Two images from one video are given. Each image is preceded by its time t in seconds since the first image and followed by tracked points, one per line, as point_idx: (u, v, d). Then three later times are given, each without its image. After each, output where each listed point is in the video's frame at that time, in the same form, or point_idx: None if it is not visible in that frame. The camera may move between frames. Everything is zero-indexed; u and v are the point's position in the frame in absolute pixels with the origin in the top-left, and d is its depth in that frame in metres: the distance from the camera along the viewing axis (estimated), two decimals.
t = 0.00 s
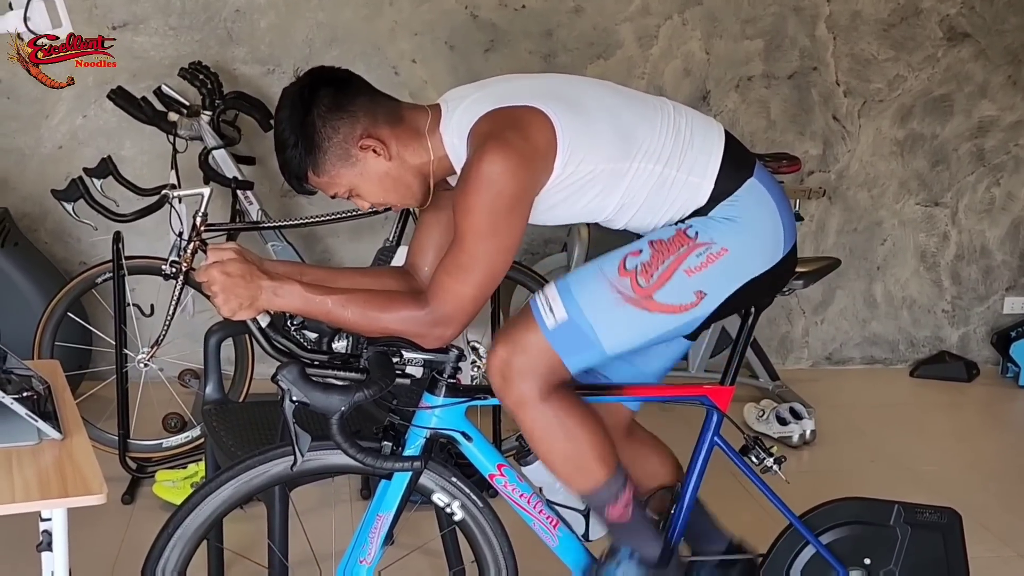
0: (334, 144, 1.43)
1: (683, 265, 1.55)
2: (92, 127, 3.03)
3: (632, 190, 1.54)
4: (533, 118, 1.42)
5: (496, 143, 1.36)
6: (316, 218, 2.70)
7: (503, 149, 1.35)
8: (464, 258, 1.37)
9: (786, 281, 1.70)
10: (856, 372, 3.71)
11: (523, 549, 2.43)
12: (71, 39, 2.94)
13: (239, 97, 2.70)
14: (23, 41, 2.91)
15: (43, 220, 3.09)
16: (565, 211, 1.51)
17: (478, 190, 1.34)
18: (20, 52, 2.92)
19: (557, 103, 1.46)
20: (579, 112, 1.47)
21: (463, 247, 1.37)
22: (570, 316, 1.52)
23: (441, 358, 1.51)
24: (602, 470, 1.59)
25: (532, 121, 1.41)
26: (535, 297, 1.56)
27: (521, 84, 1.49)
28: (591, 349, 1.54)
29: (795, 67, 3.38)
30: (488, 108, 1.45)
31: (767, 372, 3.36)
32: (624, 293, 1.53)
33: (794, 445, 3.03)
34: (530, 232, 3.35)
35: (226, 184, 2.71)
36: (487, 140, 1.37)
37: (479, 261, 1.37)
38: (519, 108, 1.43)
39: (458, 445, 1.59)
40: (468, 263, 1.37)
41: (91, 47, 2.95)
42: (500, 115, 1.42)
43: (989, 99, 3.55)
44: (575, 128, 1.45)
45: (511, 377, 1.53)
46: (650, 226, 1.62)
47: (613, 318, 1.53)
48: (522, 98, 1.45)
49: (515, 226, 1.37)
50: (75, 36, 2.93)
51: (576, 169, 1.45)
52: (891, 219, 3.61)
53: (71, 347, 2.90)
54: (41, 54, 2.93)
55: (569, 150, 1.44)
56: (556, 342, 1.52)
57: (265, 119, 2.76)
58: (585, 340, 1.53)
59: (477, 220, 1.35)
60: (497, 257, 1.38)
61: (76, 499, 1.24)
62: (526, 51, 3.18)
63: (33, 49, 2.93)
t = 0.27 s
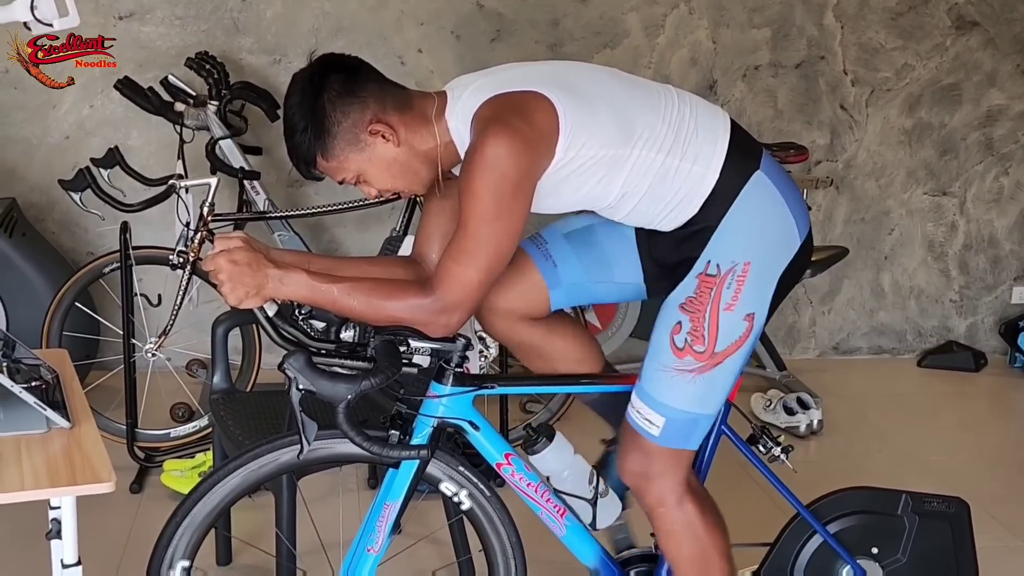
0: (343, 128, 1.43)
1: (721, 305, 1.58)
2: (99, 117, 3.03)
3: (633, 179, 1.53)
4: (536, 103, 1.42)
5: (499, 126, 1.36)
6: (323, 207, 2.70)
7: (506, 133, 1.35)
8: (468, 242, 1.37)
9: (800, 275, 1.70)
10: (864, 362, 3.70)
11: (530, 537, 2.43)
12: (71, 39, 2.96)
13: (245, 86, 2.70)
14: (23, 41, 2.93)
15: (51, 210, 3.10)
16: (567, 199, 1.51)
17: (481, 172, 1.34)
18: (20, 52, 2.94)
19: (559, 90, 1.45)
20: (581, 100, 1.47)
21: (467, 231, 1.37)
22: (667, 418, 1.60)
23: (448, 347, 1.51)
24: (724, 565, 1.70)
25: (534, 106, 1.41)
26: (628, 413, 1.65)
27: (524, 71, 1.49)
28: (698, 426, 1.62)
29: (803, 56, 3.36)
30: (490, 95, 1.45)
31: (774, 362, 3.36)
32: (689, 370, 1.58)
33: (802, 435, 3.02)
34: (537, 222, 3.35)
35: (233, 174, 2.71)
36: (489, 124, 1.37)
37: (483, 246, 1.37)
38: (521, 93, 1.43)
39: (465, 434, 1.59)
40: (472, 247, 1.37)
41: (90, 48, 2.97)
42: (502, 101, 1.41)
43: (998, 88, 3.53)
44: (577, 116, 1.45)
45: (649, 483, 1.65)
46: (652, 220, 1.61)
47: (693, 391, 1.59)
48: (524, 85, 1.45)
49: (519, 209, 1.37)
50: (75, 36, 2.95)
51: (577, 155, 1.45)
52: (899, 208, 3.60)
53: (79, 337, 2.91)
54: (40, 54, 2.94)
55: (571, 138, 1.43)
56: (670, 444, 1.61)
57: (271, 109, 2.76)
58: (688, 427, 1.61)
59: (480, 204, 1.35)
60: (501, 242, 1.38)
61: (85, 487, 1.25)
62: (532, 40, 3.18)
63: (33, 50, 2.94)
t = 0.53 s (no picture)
0: (348, 112, 1.42)
1: (704, 254, 1.55)
2: (105, 109, 3.04)
3: (637, 169, 1.53)
4: (535, 90, 1.41)
5: (495, 114, 1.35)
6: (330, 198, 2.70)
7: (501, 120, 1.34)
8: (468, 232, 1.37)
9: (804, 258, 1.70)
10: (871, 354, 3.69)
11: (538, 528, 2.43)
12: (71, 39, 2.96)
13: (251, 78, 2.69)
14: (23, 40, 2.93)
15: (58, 202, 3.10)
16: (569, 188, 1.50)
17: (477, 160, 1.34)
18: (20, 52, 2.94)
19: (561, 79, 1.45)
20: (584, 89, 1.46)
21: (467, 220, 1.37)
22: (594, 313, 1.52)
23: (455, 337, 1.50)
24: (656, 422, 1.63)
25: (534, 94, 1.41)
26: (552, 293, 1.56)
27: (528, 60, 1.49)
28: (614, 342, 1.55)
29: (810, 46, 3.35)
30: (492, 81, 1.44)
31: (780, 353, 3.35)
32: (644, 286, 1.53)
33: (809, 426, 3.02)
34: (543, 213, 3.34)
35: (240, 166, 2.71)
36: (486, 111, 1.37)
37: (483, 234, 1.37)
38: (522, 81, 1.42)
39: (473, 423, 1.59)
40: (472, 237, 1.37)
41: (90, 48, 2.97)
42: (501, 87, 1.41)
43: (1007, 78, 3.51)
44: (578, 104, 1.44)
45: (534, 372, 1.55)
46: (657, 210, 1.61)
47: (637, 313, 1.53)
48: (526, 72, 1.45)
49: (518, 197, 1.37)
50: (75, 36, 2.96)
51: (577, 144, 1.44)
52: (907, 199, 3.58)
53: (86, 328, 2.91)
54: (40, 54, 2.95)
55: (571, 126, 1.43)
56: (580, 340, 1.53)
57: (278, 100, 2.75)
58: (608, 333, 1.54)
59: (477, 191, 1.35)
60: (500, 230, 1.37)
61: (94, 476, 1.25)
62: (538, 31, 3.17)
63: (33, 49, 2.94)
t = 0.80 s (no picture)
0: (359, 104, 1.42)
1: (720, 271, 1.56)
2: (111, 104, 3.04)
3: (653, 160, 1.53)
4: (554, 85, 1.41)
5: (516, 111, 1.35)
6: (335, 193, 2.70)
7: (522, 117, 1.34)
8: (484, 228, 1.37)
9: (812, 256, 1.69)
10: (877, 348, 3.69)
11: (544, 522, 2.43)
12: (71, 39, 2.97)
13: (256, 73, 2.69)
14: (24, 40, 2.94)
15: (64, 197, 3.11)
16: (585, 182, 1.50)
17: (497, 157, 1.33)
18: (21, 52, 2.95)
19: (577, 72, 1.45)
20: (600, 81, 1.46)
21: (484, 217, 1.36)
22: (637, 367, 1.56)
23: (461, 329, 1.50)
24: (667, 533, 1.67)
25: (552, 88, 1.40)
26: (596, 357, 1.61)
27: (543, 52, 1.48)
28: (668, 386, 1.58)
29: (816, 39, 3.34)
30: (508, 75, 1.44)
31: (786, 347, 3.35)
32: (672, 326, 1.55)
33: (815, 421, 3.01)
34: (549, 207, 3.34)
35: (245, 160, 2.71)
36: (506, 107, 1.36)
37: (499, 231, 1.37)
38: (539, 74, 1.42)
39: (479, 416, 1.59)
40: (488, 233, 1.37)
41: (91, 47, 2.98)
42: (519, 82, 1.41)
43: (1013, 71, 3.50)
44: (596, 98, 1.44)
45: (609, 435, 1.61)
46: (669, 199, 1.61)
47: (676, 350, 1.56)
48: (543, 65, 1.44)
49: (536, 194, 1.37)
50: (75, 36, 2.96)
51: (596, 139, 1.44)
52: (913, 192, 3.57)
53: (92, 323, 2.92)
54: (41, 53, 2.96)
55: (590, 121, 1.43)
56: (636, 396, 1.58)
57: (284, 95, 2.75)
58: (658, 380, 1.57)
59: (496, 188, 1.34)
60: (517, 227, 1.37)
61: (100, 467, 1.25)
62: (543, 25, 3.16)
63: (34, 49, 2.95)
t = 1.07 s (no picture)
0: (355, 112, 1.42)
1: (725, 280, 1.56)
2: (114, 104, 3.04)
3: (650, 157, 1.52)
4: (549, 80, 1.41)
5: (511, 104, 1.35)
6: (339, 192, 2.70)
7: (517, 110, 1.34)
8: (481, 222, 1.37)
9: (817, 257, 1.68)
10: (881, 347, 3.68)
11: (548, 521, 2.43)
12: (71, 39, 2.97)
13: (259, 73, 2.69)
14: (24, 40, 2.94)
15: (67, 197, 3.11)
16: (582, 178, 1.50)
17: (492, 149, 1.33)
18: (21, 52, 2.95)
19: (574, 68, 1.45)
20: (596, 78, 1.46)
21: (480, 210, 1.37)
22: (645, 378, 1.56)
23: (464, 330, 1.50)
24: (730, 492, 1.66)
25: (548, 83, 1.41)
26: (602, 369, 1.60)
27: (540, 49, 1.49)
28: (675, 395, 1.58)
29: (819, 37, 3.34)
30: (504, 72, 1.44)
31: (790, 346, 3.34)
32: (681, 337, 1.55)
33: (819, 419, 3.00)
34: (552, 206, 3.34)
35: (248, 160, 2.71)
36: (501, 101, 1.37)
37: (496, 225, 1.37)
38: (535, 71, 1.42)
39: (482, 416, 1.59)
40: (486, 227, 1.37)
41: (91, 47, 2.98)
42: (514, 78, 1.41)
43: (1017, 69, 3.50)
44: (592, 93, 1.44)
45: (621, 444, 1.61)
46: (672, 197, 1.60)
47: (683, 363, 1.56)
48: (539, 62, 1.45)
49: (532, 187, 1.37)
50: (76, 36, 2.97)
51: (591, 134, 1.44)
52: (917, 191, 3.57)
53: (96, 323, 2.92)
54: (41, 53, 2.96)
55: (584, 115, 1.43)
56: (644, 406, 1.57)
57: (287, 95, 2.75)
58: (665, 391, 1.57)
59: (492, 181, 1.34)
60: (514, 220, 1.37)
61: (103, 468, 1.25)
62: (546, 23, 3.16)
63: (34, 49, 2.95)
